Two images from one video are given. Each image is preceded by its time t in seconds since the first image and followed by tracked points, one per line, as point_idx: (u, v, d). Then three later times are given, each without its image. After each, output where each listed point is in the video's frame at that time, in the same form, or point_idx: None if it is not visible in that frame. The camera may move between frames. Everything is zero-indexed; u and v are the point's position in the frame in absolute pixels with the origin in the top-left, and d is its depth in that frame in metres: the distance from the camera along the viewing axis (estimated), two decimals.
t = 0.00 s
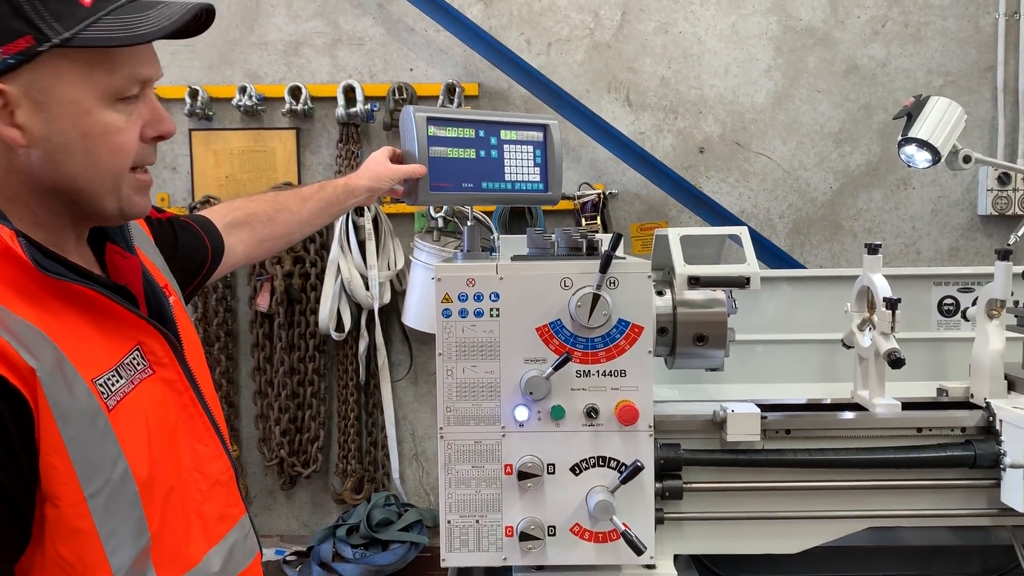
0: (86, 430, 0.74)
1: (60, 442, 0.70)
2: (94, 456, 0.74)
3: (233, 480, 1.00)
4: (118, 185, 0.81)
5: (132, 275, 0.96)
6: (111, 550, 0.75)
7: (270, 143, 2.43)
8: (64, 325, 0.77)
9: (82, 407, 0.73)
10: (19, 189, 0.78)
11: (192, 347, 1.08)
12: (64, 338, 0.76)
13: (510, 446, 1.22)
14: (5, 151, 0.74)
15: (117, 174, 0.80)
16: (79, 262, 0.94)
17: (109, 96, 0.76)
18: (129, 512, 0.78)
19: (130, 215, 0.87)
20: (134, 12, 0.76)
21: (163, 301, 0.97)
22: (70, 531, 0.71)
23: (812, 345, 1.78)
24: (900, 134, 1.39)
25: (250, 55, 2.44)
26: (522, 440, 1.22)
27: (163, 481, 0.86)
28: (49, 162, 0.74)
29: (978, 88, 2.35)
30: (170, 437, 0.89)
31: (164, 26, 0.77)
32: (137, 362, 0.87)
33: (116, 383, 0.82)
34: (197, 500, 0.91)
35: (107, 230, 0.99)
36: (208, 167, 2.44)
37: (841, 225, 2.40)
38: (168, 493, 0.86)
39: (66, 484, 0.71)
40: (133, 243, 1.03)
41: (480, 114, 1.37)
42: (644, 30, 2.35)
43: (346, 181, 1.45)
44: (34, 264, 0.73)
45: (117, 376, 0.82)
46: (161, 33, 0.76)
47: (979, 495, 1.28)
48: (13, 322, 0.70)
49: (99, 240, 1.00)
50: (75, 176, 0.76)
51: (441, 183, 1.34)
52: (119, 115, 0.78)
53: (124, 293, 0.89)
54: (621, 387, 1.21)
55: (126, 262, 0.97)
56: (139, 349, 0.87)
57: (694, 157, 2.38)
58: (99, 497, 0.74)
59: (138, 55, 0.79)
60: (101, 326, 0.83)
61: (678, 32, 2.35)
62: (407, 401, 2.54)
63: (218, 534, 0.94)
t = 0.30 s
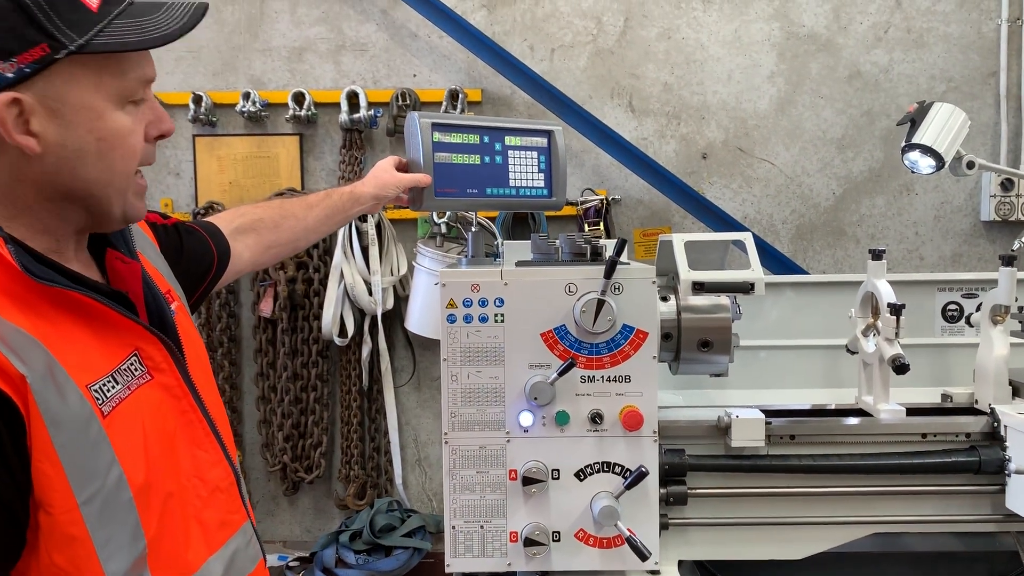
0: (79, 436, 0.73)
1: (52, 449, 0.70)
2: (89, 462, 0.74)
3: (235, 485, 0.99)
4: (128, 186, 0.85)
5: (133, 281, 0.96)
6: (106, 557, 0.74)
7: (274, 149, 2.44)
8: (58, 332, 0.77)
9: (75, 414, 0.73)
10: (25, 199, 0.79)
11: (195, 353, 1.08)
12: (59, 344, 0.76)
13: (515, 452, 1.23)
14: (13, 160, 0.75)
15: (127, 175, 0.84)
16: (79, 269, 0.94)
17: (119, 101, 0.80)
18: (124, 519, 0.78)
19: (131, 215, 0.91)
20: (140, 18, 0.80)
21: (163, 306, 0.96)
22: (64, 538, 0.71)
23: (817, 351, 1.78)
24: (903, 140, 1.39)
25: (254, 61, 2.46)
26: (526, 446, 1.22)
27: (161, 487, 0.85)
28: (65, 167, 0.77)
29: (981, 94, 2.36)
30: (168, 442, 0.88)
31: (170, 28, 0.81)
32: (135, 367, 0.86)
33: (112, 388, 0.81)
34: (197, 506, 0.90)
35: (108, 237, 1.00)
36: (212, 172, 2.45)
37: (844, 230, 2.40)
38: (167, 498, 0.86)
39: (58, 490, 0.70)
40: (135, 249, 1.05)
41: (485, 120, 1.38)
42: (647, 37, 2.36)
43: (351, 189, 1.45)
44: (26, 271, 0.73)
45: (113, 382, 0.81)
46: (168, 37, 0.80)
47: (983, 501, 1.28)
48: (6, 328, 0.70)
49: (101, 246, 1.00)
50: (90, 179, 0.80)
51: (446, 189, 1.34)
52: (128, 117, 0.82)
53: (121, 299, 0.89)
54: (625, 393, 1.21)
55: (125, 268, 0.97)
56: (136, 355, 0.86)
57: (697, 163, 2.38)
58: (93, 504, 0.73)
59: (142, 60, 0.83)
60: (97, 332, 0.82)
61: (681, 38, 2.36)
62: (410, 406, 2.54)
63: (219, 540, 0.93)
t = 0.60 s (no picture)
0: (91, 440, 0.72)
1: (65, 452, 0.69)
2: (100, 466, 0.73)
3: (240, 487, 0.98)
4: (134, 184, 0.84)
5: (136, 284, 0.95)
6: (117, 560, 0.74)
7: (275, 152, 2.44)
8: (67, 336, 0.76)
9: (86, 418, 0.72)
10: (29, 203, 0.77)
11: (196, 356, 1.08)
12: (68, 347, 0.75)
13: (517, 455, 1.22)
14: (11, 161, 0.73)
15: (134, 173, 0.83)
16: (81, 271, 0.92)
17: (122, 97, 0.78)
18: (134, 522, 0.77)
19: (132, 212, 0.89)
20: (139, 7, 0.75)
21: (167, 309, 0.97)
22: (75, 541, 0.70)
23: (820, 354, 1.77)
24: (905, 144, 1.40)
25: (255, 64, 2.46)
26: (528, 449, 1.22)
27: (168, 490, 0.85)
28: (73, 168, 0.76)
29: (982, 97, 2.36)
30: (175, 445, 0.88)
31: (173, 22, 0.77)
32: (141, 371, 0.86)
33: (121, 392, 0.81)
34: (203, 508, 0.91)
35: (110, 240, 0.99)
36: (213, 175, 2.45)
37: (845, 233, 2.40)
38: (174, 500, 0.86)
39: (70, 494, 0.69)
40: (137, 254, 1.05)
41: (486, 124, 1.38)
42: (648, 40, 2.37)
43: (349, 190, 1.46)
44: (35, 274, 0.73)
45: (121, 386, 0.81)
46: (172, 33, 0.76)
47: (986, 503, 1.28)
48: (16, 332, 0.69)
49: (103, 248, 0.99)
50: (97, 179, 0.78)
51: (448, 192, 1.34)
52: (131, 114, 0.80)
53: (127, 302, 0.89)
54: (628, 396, 1.21)
55: (128, 270, 0.96)
56: (142, 358, 0.86)
57: (698, 166, 2.39)
58: (105, 507, 0.73)
59: (140, 54, 0.80)
60: (105, 335, 0.82)
61: (682, 41, 2.36)
62: (411, 409, 2.54)
63: (225, 542, 0.93)
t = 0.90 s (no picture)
0: (66, 434, 0.71)
1: (37, 444, 0.67)
2: (75, 459, 0.72)
3: (227, 487, 0.97)
4: (76, 185, 0.76)
5: (127, 284, 0.95)
6: (92, 557, 0.72)
7: (276, 153, 2.44)
8: (47, 329, 0.75)
9: (61, 411, 0.71)
10: None
11: (193, 355, 1.07)
12: (47, 341, 0.74)
13: (518, 456, 1.22)
14: None
15: (72, 174, 0.76)
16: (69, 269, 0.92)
17: (53, 92, 0.74)
18: (111, 519, 0.76)
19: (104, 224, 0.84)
20: None
21: (159, 310, 0.95)
22: (47, 536, 0.68)
23: (820, 355, 1.77)
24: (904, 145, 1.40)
25: (256, 65, 2.46)
26: (528, 450, 1.22)
27: (150, 488, 0.84)
28: None
29: (983, 97, 2.36)
30: (160, 441, 0.87)
31: (90, 4, 0.72)
32: (126, 367, 0.85)
33: (101, 387, 0.79)
34: (189, 507, 0.89)
35: (103, 240, 0.99)
36: (214, 176, 2.45)
37: (846, 234, 2.40)
38: (156, 498, 0.84)
39: (43, 487, 0.68)
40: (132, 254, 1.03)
41: (487, 125, 1.38)
42: (649, 41, 2.37)
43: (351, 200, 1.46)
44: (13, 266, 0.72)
45: (102, 381, 0.80)
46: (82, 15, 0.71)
47: (987, 505, 1.28)
48: None
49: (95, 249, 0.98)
50: (25, 177, 0.74)
51: (449, 193, 1.34)
52: (66, 110, 0.75)
53: (114, 298, 0.88)
54: (629, 398, 1.21)
55: (120, 271, 0.96)
56: (127, 355, 0.85)
57: (699, 167, 2.39)
58: (79, 502, 0.71)
59: (74, 45, 0.75)
60: (88, 330, 0.81)
61: (682, 42, 2.36)
62: (413, 410, 2.54)
63: (210, 543, 0.92)
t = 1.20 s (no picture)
0: (41, 437, 0.71)
1: (11, 448, 0.68)
2: (53, 462, 0.72)
3: (214, 490, 0.96)
4: (103, 183, 0.82)
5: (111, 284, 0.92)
6: (70, 561, 0.72)
7: (278, 153, 2.44)
8: (27, 330, 0.75)
9: (36, 415, 0.71)
10: None
11: (183, 356, 1.05)
12: (23, 343, 0.73)
13: (520, 457, 1.22)
14: None
15: (101, 172, 0.81)
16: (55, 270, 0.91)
17: (85, 95, 0.78)
18: (89, 523, 0.75)
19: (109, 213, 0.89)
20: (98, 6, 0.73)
21: (145, 310, 0.93)
22: (24, 540, 0.69)
23: (822, 355, 1.77)
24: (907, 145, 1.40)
25: (258, 65, 2.46)
26: (531, 451, 1.22)
27: (133, 491, 0.82)
28: (34, 167, 0.76)
29: (987, 97, 2.35)
30: (144, 444, 0.86)
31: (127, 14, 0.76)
32: (109, 369, 0.84)
33: (82, 389, 0.78)
34: (174, 511, 0.88)
35: (87, 239, 0.96)
36: (216, 177, 2.46)
37: (849, 234, 2.39)
38: (139, 502, 0.83)
39: (17, 491, 0.68)
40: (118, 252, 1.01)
41: (489, 125, 1.37)
42: (651, 40, 2.36)
43: (350, 203, 1.47)
44: None
45: (84, 383, 0.79)
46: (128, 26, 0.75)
47: (991, 506, 1.27)
48: None
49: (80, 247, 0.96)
50: (60, 178, 0.78)
51: (451, 194, 1.34)
52: (94, 112, 0.79)
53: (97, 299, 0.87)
54: (630, 398, 1.21)
55: (105, 272, 0.93)
56: (111, 356, 0.84)
57: (701, 167, 2.38)
58: (57, 505, 0.71)
59: (101, 49, 0.79)
60: (68, 332, 0.80)
61: (685, 42, 2.36)
62: (414, 410, 2.54)
63: (196, 547, 0.91)
